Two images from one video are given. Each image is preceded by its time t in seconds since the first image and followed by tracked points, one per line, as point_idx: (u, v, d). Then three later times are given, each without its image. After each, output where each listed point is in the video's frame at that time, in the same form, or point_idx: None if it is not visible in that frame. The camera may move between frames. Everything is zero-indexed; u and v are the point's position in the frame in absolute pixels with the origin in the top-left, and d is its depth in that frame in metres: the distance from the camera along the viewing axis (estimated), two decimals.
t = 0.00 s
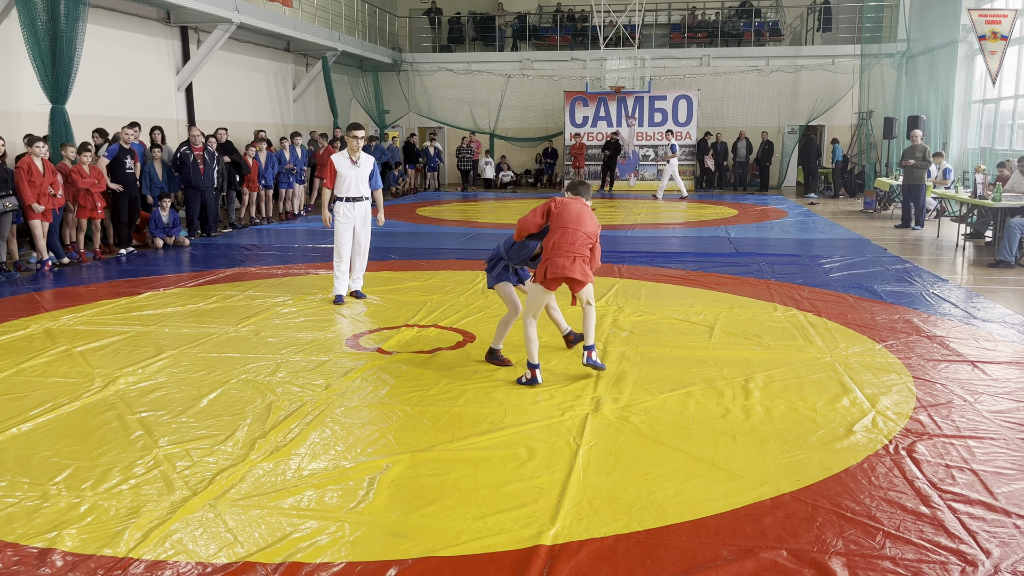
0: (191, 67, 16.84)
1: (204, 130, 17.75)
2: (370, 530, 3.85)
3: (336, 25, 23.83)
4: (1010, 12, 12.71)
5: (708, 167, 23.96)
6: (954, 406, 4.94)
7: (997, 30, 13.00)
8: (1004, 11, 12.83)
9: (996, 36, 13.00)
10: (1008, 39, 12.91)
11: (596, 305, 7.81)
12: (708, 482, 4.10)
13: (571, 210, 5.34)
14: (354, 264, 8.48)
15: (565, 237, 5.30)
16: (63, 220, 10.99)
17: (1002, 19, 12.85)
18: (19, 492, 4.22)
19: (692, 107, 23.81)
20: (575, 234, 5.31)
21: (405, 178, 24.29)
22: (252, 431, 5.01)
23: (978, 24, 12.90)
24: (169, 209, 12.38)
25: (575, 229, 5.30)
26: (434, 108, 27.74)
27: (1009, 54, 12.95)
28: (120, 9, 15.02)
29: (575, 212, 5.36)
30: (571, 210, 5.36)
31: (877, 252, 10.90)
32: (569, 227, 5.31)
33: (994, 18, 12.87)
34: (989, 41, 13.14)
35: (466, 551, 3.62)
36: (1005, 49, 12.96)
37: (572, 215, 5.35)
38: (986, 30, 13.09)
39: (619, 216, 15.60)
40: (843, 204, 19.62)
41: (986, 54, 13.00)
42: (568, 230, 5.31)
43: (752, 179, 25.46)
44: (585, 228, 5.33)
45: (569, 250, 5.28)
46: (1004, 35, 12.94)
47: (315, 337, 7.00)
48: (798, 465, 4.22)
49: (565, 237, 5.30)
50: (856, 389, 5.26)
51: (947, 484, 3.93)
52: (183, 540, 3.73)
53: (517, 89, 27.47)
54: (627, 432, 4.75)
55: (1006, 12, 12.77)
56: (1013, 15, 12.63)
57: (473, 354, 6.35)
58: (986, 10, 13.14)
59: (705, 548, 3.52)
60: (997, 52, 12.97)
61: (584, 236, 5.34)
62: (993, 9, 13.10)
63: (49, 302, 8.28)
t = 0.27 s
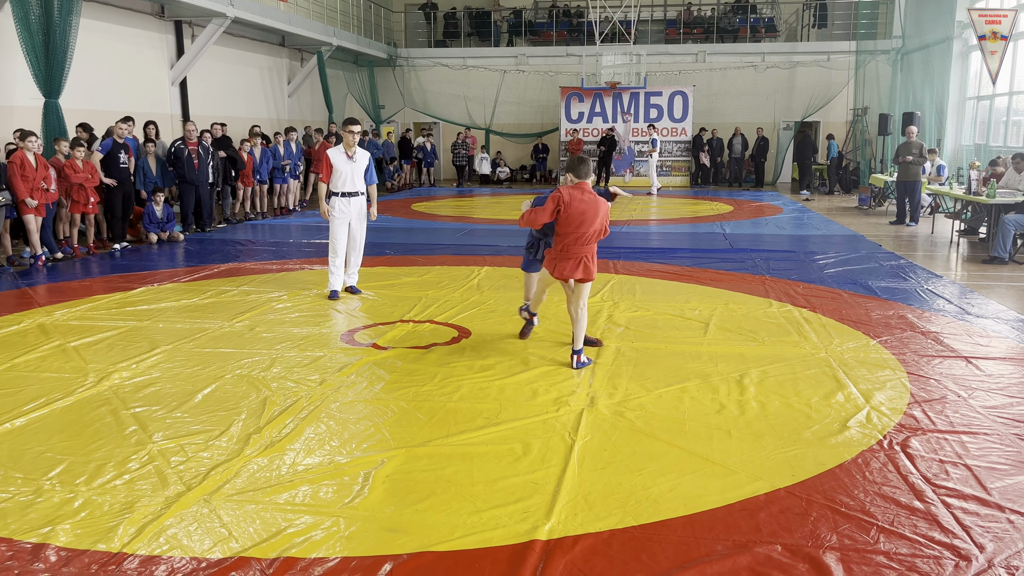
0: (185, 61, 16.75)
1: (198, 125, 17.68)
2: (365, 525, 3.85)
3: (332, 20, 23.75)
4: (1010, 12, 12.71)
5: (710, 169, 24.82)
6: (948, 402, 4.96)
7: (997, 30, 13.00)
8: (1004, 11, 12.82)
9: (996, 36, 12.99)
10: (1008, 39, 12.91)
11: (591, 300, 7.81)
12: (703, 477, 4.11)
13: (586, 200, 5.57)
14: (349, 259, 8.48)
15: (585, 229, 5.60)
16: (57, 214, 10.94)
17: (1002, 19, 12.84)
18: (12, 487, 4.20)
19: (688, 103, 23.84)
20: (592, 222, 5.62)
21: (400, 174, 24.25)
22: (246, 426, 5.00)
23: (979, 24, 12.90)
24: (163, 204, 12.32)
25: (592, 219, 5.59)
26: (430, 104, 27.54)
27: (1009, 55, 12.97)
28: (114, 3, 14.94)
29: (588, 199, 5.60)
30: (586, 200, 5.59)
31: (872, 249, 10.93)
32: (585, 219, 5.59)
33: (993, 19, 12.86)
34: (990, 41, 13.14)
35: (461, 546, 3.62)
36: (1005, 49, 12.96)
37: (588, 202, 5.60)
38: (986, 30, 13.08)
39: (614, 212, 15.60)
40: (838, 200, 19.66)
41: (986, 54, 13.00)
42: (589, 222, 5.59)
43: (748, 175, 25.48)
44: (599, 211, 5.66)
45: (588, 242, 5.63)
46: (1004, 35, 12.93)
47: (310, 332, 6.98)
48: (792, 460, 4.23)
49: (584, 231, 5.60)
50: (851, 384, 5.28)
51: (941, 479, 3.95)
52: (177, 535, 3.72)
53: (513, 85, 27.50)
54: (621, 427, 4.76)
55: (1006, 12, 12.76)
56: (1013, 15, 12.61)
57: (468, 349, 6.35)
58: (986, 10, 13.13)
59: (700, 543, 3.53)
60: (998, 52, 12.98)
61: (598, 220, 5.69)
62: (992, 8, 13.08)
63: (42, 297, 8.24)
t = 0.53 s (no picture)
0: (181, 55, 16.69)
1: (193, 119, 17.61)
2: (360, 521, 3.84)
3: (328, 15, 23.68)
4: (1010, 12, 12.75)
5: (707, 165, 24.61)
6: (942, 399, 4.98)
7: (997, 30, 13.01)
8: (1004, 11, 12.85)
9: (996, 36, 13.02)
10: (1008, 39, 12.93)
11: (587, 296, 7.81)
12: (697, 474, 4.12)
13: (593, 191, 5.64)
14: (344, 254, 8.45)
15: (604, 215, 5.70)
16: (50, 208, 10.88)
17: (1002, 19, 12.87)
18: (5, 482, 4.18)
19: (684, 100, 23.89)
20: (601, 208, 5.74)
21: (396, 169, 24.20)
22: (241, 421, 4.99)
23: (978, 24, 12.93)
24: (158, 198, 12.26)
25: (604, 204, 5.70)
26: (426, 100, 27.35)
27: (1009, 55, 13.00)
28: None
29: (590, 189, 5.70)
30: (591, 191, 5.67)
31: (867, 246, 10.95)
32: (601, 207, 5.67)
33: (993, 19, 12.89)
34: (989, 41, 13.14)
35: (456, 542, 3.62)
36: (1005, 49, 12.99)
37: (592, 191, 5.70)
38: (986, 30, 13.10)
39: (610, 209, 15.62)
40: (834, 197, 19.69)
41: (986, 54, 13.03)
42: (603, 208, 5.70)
43: (744, 172, 25.48)
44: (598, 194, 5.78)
45: (612, 224, 5.74)
46: (1004, 35, 12.95)
47: (305, 327, 6.96)
48: (787, 457, 4.24)
49: (606, 216, 5.69)
50: (846, 381, 5.29)
51: (935, 476, 3.96)
52: (172, 531, 3.71)
53: (509, 80, 27.41)
54: (617, 423, 4.76)
55: (1006, 13, 12.79)
56: (1013, 15, 12.64)
57: (464, 345, 6.35)
58: (986, 10, 13.15)
59: (695, 539, 3.53)
60: (998, 52, 13.00)
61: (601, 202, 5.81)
62: (992, 8, 13.09)
63: (36, 291, 8.21)
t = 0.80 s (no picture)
0: (177, 48, 16.60)
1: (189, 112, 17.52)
2: (356, 515, 3.84)
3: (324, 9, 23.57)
4: (1010, 12, 12.76)
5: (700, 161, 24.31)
6: (937, 397, 4.99)
7: (997, 30, 13.02)
8: (1004, 11, 12.86)
9: (996, 36, 13.02)
10: (1008, 39, 12.94)
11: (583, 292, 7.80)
12: (693, 469, 4.12)
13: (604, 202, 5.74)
14: (340, 248, 8.43)
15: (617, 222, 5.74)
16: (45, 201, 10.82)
17: (1002, 19, 12.88)
18: None
19: (681, 96, 23.83)
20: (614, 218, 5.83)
21: (392, 164, 24.12)
22: (236, 415, 4.98)
23: (978, 24, 12.92)
24: (153, 191, 12.19)
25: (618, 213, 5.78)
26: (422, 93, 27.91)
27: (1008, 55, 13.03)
28: None
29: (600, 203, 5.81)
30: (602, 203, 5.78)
31: (862, 244, 10.97)
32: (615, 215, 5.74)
33: (994, 19, 12.90)
34: (989, 41, 13.13)
35: (452, 537, 3.62)
36: (1005, 49, 13.02)
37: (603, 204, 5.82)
38: (986, 30, 13.10)
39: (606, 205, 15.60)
40: (830, 195, 19.70)
41: (986, 54, 13.04)
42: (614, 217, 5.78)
43: (740, 169, 25.47)
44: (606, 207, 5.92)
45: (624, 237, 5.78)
46: (1004, 35, 12.97)
47: (301, 322, 6.95)
48: (783, 453, 4.25)
49: (620, 222, 5.73)
50: (841, 378, 5.30)
51: (930, 474, 3.98)
52: (167, 525, 3.70)
53: (505, 76, 27.36)
54: (613, 419, 4.76)
55: (1006, 13, 12.80)
56: (1013, 15, 12.65)
57: (460, 340, 6.34)
58: (986, 10, 13.16)
59: (690, 535, 3.54)
60: (998, 52, 13.00)
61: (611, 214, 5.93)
62: (992, 8, 13.10)
63: (30, 284, 8.17)
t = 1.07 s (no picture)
0: (173, 40, 16.50)
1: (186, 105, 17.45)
2: (352, 509, 3.83)
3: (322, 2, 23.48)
4: (1011, 12, 12.77)
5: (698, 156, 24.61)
6: (933, 394, 5.01)
7: (997, 30, 13.02)
8: (1004, 11, 12.86)
9: (996, 36, 13.03)
10: (1008, 39, 12.95)
11: (580, 288, 7.80)
12: (690, 465, 4.12)
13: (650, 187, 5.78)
14: (338, 242, 8.41)
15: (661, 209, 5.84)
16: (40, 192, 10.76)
17: (1002, 19, 12.88)
18: None
19: (679, 92, 23.83)
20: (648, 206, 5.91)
21: (389, 158, 24.07)
22: (232, 408, 4.96)
23: (978, 24, 12.94)
24: (149, 183, 12.14)
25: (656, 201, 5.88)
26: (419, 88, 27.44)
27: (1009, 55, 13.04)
28: None
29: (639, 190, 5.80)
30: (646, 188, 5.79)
31: (859, 241, 10.98)
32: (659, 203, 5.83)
33: (994, 19, 12.90)
34: (989, 41, 13.15)
35: (448, 531, 3.62)
36: (1005, 49, 13.03)
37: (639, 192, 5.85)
38: (986, 30, 13.11)
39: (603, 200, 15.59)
40: (826, 192, 19.73)
41: (986, 54, 13.07)
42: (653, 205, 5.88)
43: (737, 165, 25.47)
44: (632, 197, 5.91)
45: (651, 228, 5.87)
46: (1004, 35, 12.97)
47: (298, 315, 6.93)
48: (779, 450, 4.25)
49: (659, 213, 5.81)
50: (838, 375, 5.31)
51: (926, 470, 3.98)
52: (162, 517, 3.69)
53: (503, 70, 27.30)
54: (609, 414, 4.76)
55: (1006, 13, 12.80)
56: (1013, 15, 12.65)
57: (457, 334, 6.33)
58: (986, 10, 13.17)
59: (687, 530, 3.54)
60: (998, 52, 13.02)
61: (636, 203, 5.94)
62: (992, 8, 13.11)
63: (26, 276, 8.13)
